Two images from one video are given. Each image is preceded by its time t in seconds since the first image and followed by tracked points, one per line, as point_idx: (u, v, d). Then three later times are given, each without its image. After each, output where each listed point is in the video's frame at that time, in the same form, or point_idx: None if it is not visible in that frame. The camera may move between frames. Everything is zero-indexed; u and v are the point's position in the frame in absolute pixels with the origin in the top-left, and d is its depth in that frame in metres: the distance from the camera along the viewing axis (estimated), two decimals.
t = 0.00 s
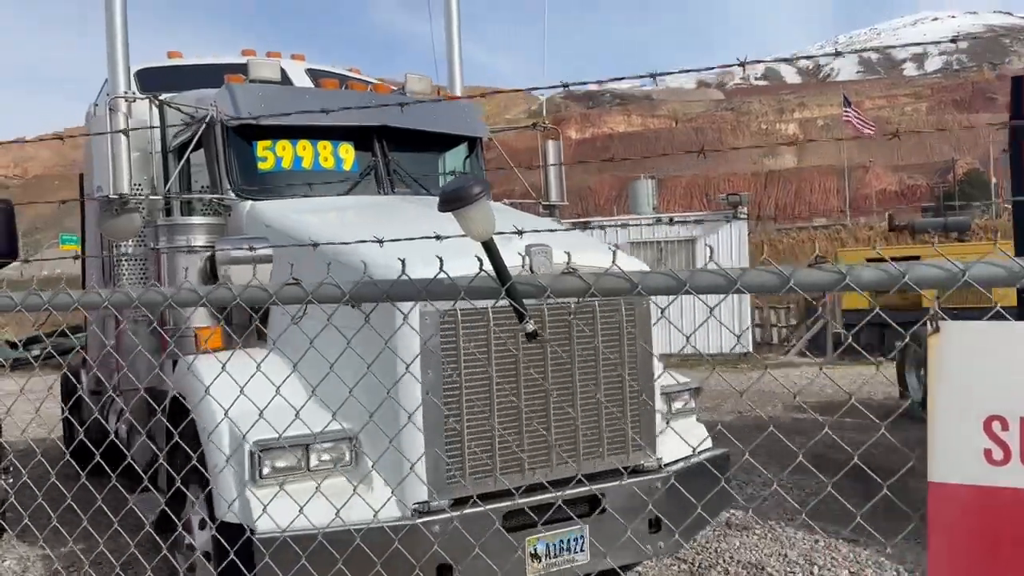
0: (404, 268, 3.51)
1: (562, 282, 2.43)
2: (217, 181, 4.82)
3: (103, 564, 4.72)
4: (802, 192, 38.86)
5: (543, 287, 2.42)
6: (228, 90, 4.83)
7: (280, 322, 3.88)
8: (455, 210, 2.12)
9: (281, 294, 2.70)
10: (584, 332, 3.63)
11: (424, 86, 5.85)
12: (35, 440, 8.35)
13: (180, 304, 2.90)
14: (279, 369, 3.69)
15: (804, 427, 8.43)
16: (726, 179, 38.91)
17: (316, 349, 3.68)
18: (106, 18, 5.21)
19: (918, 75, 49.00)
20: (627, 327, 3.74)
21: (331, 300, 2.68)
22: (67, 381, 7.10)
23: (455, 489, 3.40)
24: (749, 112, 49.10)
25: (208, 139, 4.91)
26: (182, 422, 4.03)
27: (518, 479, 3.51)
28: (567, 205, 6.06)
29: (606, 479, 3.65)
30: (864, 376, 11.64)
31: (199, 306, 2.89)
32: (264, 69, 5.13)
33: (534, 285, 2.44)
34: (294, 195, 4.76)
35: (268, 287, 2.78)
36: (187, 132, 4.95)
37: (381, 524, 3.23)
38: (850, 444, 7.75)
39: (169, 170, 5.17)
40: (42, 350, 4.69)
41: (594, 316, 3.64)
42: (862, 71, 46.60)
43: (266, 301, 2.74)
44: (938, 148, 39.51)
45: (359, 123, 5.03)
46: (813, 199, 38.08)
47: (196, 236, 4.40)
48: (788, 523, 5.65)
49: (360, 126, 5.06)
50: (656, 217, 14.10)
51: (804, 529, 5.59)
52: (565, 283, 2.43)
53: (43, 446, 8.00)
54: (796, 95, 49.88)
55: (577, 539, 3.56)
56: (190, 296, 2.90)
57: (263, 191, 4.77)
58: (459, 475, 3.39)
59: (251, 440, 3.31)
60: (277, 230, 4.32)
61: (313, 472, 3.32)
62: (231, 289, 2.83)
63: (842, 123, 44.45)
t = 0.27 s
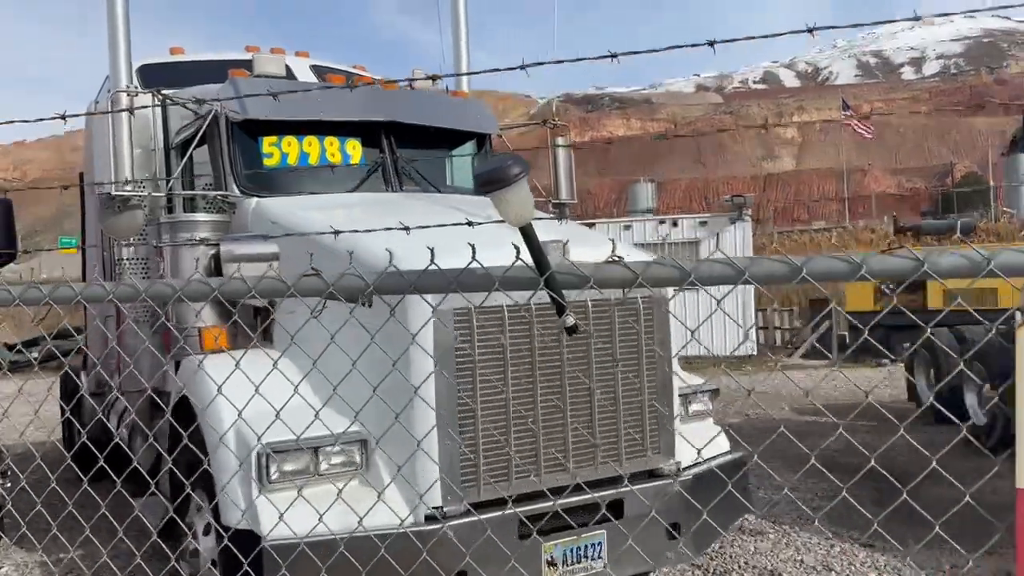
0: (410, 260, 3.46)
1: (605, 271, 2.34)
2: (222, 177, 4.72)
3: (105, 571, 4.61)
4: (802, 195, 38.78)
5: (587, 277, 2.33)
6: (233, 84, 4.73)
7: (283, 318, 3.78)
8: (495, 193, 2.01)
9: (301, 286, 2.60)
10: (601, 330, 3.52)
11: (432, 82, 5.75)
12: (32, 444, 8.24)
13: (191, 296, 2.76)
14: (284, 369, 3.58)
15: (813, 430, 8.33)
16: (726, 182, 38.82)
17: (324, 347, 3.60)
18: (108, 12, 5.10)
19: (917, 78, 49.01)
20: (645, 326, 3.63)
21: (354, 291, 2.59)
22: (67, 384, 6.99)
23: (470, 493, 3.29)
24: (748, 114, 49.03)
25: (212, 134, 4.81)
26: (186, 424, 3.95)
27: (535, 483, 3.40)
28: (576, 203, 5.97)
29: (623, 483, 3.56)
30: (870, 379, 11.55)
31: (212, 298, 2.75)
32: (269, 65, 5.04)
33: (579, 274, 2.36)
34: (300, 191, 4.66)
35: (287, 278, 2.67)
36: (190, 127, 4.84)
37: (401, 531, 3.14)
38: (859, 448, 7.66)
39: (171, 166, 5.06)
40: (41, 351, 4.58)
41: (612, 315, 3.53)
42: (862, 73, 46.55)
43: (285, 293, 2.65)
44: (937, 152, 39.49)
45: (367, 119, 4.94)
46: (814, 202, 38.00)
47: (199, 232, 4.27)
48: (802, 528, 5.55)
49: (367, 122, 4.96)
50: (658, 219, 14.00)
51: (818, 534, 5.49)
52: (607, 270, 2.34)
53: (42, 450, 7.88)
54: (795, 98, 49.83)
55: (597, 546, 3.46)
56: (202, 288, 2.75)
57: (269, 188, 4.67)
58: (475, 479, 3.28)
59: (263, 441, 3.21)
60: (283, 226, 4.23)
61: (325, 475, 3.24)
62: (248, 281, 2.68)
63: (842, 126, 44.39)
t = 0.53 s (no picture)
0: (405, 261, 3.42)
1: (673, 270, 2.24)
2: (231, 178, 4.63)
3: None
4: (801, 197, 38.74)
5: (655, 276, 2.24)
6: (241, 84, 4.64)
7: (297, 323, 3.69)
8: (559, 186, 1.97)
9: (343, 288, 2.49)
10: (625, 333, 3.41)
11: (442, 81, 5.66)
12: (33, 450, 8.12)
13: (223, 299, 2.64)
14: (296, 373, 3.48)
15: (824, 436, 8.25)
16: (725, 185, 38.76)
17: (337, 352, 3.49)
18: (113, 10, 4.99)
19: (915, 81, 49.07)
20: (668, 326, 3.53)
21: (399, 292, 2.48)
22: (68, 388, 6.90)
23: (492, 503, 3.19)
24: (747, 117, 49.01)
25: (221, 134, 4.72)
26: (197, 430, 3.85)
27: (558, 492, 3.29)
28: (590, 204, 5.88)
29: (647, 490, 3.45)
30: (877, 382, 11.48)
31: (245, 300, 2.63)
32: (278, 63, 4.94)
33: (644, 273, 2.27)
34: (310, 192, 4.58)
35: (325, 279, 2.56)
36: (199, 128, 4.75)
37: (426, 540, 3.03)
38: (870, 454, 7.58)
39: (178, 167, 4.97)
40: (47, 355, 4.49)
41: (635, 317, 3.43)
42: (861, 75, 46.54)
43: (324, 296, 2.55)
44: (937, 154, 39.50)
45: (378, 118, 4.85)
46: (813, 205, 37.96)
47: (209, 234, 4.19)
48: (819, 535, 5.47)
49: (379, 121, 4.87)
50: (662, 221, 13.92)
51: (837, 541, 5.41)
52: (675, 270, 2.23)
53: (44, 455, 7.79)
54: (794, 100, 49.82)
55: (621, 556, 3.37)
56: (236, 290, 2.63)
57: (279, 189, 4.59)
58: (497, 488, 3.18)
59: (271, 451, 3.11)
60: (295, 227, 4.13)
61: (341, 484, 3.14)
62: (283, 282, 2.56)
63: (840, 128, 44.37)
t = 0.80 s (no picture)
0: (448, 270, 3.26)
1: (746, 276, 2.02)
2: (241, 181, 4.57)
3: None
4: (797, 199, 38.75)
5: (727, 283, 2.03)
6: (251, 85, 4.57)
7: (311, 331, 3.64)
8: (630, 189, 1.89)
9: (395, 296, 2.33)
10: (647, 339, 3.35)
11: (451, 82, 5.57)
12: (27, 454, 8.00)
13: (265, 306, 2.45)
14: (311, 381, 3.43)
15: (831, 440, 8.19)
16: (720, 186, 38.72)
17: (354, 359, 3.44)
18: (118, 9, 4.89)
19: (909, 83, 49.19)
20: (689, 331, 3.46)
21: (452, 303, 2.31)
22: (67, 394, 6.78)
23: (515, 512, 3.12)
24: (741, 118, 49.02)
25: (229, 136, 4.65)
26: (209, 437, 3.79)
27: (580, 501, 3.22)
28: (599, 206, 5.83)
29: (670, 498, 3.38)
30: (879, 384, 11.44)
31: (290, 307, 2.46)
32: (286, 63, 4.86)
33: (714, 280, 2.06)
34: (322, 195, 4.52)
35: (374, 286, 2.40)
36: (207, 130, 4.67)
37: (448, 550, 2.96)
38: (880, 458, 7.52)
39: (185, 169, 4.90)
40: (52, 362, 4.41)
41: (656, 323, 3.36)
42: (855, 77, 46.61)
43: (372, 303, 2.40)
44: (931, 156, 39.59)
45: (390, 119, 4.79)
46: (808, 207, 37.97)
47: (220, 238, 4.13)
48: (832, 540, 5.42)
49: (390, 123, 4.80)
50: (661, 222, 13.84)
51: (850, 547, 5.35)
52: (748, 277, 2.01)
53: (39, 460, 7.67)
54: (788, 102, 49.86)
55: (643, 565, 3.28)
56: (280, 297, 2.45)
57: (289, 192, 4.53)
58: (519, 497, 3.11)
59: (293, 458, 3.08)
60: (307, 231, 4.06)
61: (361, 492, 3.11)
62: (330, 288, 2.41)
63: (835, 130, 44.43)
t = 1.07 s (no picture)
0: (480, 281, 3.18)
1: (793, 287, 1.98)
2: (243, 184, 4.52)
3: None
4: (790, 198, 38.81)
5: (773, 294, 1.98)
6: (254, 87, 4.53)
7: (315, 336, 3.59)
8: (674, 197, 1.88)
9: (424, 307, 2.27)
10: (658, 344, 3.31)
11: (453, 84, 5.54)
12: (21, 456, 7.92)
13: (290, 316, 2.41)
14: (317, 388, 3.38)
15: (832, 440, 8.17)
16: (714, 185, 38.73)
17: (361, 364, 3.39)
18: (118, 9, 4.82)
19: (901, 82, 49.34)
20: (700, 336, 3.42)
21: (483, 311, 2.26)
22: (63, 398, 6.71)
23: (526, 519, 3.08)
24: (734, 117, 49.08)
25: (231, 138, 4.60)
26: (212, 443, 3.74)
27: (591, 507, 3.18)
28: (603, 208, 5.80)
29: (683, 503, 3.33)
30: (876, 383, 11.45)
31: (316, 318, 2.40)
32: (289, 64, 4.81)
33: (760, 291, 2.01)
34: (326, 197, 4.48)
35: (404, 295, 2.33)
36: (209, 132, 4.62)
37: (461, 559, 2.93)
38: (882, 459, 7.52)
39: (184, 171, 4.84)
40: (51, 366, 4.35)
41: (668, 327, 3.33)
42: (847, 76, 46.73)
43: (401, 313, 2.32)
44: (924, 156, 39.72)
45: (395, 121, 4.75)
46: (802, 206, 38.03)
47: (222, 242, 4.08)
48: (836, 542, 5.40)
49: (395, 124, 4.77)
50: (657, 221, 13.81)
51: (855, 548, 5.34)
52: (797, 288, 1.97)
53: (34, 461, 7.59)
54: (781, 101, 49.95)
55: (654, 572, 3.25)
56: (307, 309, 2.39)
57: (292, 194, 4.49)
58: (531, 504, 3.07)
59: (298, 466, 3.00)
60: (312, 233, 4.02)
61: (368, 499, 3.02)
62: (357, 300, 2.34)
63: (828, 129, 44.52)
